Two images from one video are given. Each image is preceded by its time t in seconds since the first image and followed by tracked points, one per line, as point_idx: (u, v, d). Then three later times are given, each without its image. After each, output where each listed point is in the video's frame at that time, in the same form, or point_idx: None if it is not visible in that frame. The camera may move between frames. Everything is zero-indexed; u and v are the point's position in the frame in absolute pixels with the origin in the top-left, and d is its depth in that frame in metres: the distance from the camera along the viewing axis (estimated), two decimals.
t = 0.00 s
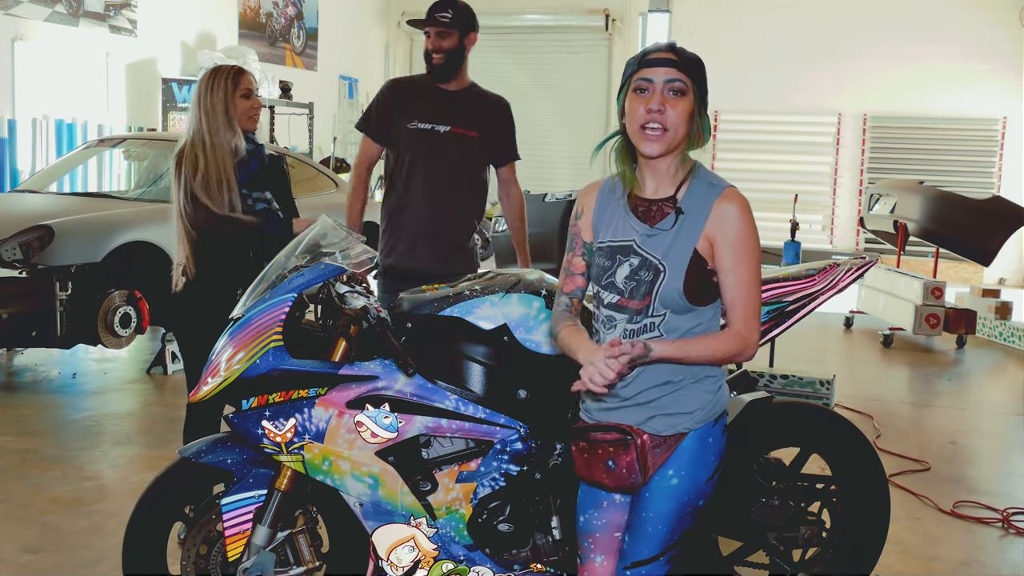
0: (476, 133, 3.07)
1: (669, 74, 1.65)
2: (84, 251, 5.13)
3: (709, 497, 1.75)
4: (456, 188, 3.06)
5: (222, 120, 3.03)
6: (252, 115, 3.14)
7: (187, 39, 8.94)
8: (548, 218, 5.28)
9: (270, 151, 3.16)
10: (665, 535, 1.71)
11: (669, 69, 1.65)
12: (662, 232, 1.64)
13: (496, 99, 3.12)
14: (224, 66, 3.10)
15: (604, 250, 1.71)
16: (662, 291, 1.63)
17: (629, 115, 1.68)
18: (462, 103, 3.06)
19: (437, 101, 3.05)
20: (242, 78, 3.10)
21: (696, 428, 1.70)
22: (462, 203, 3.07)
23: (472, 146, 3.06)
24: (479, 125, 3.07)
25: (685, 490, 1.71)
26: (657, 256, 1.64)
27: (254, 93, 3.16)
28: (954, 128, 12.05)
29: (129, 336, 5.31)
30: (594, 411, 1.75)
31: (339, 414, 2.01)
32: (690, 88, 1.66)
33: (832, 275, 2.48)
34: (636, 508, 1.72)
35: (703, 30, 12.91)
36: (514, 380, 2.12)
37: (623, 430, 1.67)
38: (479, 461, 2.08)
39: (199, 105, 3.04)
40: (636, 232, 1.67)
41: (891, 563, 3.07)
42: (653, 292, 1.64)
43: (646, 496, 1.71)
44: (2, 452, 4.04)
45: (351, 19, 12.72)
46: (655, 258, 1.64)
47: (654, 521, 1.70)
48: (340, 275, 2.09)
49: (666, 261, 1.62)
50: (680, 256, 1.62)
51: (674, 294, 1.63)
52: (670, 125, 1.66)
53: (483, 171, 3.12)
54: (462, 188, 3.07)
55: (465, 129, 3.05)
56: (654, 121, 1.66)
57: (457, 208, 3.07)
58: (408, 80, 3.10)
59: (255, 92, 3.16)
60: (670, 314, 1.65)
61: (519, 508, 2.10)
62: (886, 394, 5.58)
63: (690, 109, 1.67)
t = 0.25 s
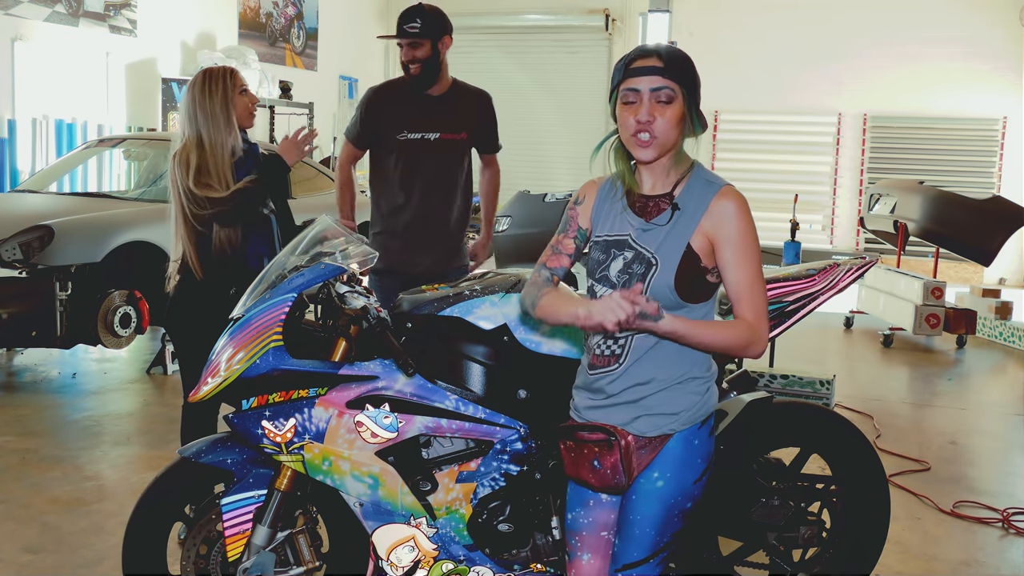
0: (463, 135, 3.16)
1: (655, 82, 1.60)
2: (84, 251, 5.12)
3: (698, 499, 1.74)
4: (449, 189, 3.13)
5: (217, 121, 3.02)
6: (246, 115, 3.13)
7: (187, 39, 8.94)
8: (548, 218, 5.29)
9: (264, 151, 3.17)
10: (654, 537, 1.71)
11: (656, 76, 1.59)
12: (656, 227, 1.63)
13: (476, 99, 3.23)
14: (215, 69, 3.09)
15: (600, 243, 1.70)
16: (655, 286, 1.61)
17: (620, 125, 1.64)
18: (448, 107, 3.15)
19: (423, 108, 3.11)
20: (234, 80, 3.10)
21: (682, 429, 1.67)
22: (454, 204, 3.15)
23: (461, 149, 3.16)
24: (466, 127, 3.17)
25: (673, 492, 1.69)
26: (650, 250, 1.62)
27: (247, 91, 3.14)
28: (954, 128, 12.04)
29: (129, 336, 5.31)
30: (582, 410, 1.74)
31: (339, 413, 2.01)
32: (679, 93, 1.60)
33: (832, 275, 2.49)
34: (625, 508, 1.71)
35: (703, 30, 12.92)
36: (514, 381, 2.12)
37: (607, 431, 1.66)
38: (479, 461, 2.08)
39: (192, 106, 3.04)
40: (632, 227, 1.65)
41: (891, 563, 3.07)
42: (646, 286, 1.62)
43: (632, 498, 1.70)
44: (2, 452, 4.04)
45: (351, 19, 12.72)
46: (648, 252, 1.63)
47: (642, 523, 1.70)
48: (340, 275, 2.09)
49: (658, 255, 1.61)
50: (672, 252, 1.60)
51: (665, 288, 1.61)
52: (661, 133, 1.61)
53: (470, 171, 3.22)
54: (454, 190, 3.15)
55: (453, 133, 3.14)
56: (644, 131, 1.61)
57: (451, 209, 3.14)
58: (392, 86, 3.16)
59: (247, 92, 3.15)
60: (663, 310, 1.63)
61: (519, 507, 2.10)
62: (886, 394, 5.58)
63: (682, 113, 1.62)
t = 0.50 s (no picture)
0: (456, 136, 3.17)
1: (654, 88, 1.58)
2: (84, 251, 5.12)
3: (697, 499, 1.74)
4: (444, 190, 3.14)
5: (217, 122, 3.00)
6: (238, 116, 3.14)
7: (187, 39, 8.94)
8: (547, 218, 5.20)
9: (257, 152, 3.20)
10: (653, 537, 1.71)
11: (655, 83, 1.58)
12: (657, 225, 1.61)
13: (466, 97, 3.23)
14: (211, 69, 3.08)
15: (603, 240, 1.68)
16: (653, 283, 1.60)
17: (623, 132, 1.63)
18: (440, 109, 3.16)
19: (413, 113, 3.12)
20: (230, 81, 3.10)
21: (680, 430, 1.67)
22: (451, 204, 3.16)
23: (453, 149, 3.16)
24: (459, 129, 3.18)
25: (672, 492, 1.69)
26: (650, 248, 1.61)
27: (241, 91, 3.15)
28: (954, 128, 12.04)
29: (129, 336, 5.33)
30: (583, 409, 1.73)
31: (339, 414, 2.01)
32: (679, 97, 1.59)
33: (832, 276, 2.56)
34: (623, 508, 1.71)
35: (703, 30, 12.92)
36: (514, 381, 2.12)
37: (607, 430, 1.66)
38: (479, 461, 2.08)
39: (188, 104, 3.01)
40: (633, 225, 1.64)
41: (891, 564, 3.07)
42: (643, 283, 1.61)
43: (631, 499, 1.70)
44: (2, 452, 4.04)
45: (351, 19, 12.72)
46: (647, 249, 1.61)
47: (641, 523, 1.70)
48: (340, 275, 2.09)
49: (657, 254, 1.59)
50: (671, 250, 1.58)
51: (664, 287, 1.59)
52: (664, 138, 1.60)
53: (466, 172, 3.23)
54: (449, 191, 3.15)
55: (446, 136, 3.15)
56: (649, 136, 1.60)
57: (447, 209, 3.15)
58: (380, 93, 3.17)
59: (239, 92, 3.15)
60: (661, 307, 1.61)
61: (519, 507, 2.09)
62: (886, 394, 5.58)
63: (683, 115, 1.61)
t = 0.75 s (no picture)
0: (462, 141, 3.20)
1: (656, 86, 1.58)
2: (84, 251, 5.11)
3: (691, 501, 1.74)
4: (450, 194, 3.20)
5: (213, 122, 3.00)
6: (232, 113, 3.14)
7: (187, 39, 8.94)
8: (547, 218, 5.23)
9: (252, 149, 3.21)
10: (647, 538, 1.71)
11: (657, 81, 1.57)
12: (645, 227, 1.62)
13: (472, 101, 3.26)
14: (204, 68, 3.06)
15: (600, 241, 1.72)
16: (639, 285, 1.63)
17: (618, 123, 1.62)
18: (444, 115, 3.20)
19: (417, 121, 3.19)
20: (224, 79, 3.08)
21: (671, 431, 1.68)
22: (459, 207, 3.20)
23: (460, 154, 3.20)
24: (464, 133, 3.21)
25: (665, 493, 1.70)
26: (636, 250, 1.63)
27: (235, 90, 3.15)
28: (954, 128, 12.04)
29: (129, 336, 5.32)
30: (580, 405, 1.76)
31: (339, 413, 2.01)
32: (680, 100, 1.58)
33: (832, 276, 2.57)
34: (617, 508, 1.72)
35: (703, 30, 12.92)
36: (514, 381, 2.12)
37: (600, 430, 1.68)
38: (480, 461, 2.08)
39: (185, 103, 3.01)
40: (623, 227, 1.66)
41: (891, 564, 3.07)
42: (631, 286, 1.64)
43: (624, 500, 1.70)
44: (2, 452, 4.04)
45: (351, 20, 12.72)
46: (634, 251, 1.64)
47: (635, 523, 1.70)
48: (340, 275, 2.09)
49: (643, 255, 1.62)
50: (658, 251, 1.60)
51: (650, 290, 1.62)
52: (658, 136, 1.59)
53: (475, 175, 3.26)
54: (456, 194, 3.20)
55: (451, 141, 3.19)
56: (643, 132, 1.59)
57: (455, 212, 3.20)
58: (385, 103, 3.26)
59: (233, 90, 3.15)
60: (650, 308, 1.63)
61: (519, 507, 2.09)
62: (886, 394, 5.58)
63: (681, 118, 1.60)
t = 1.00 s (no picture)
0: (476, 143, 3.33)
1: (639, 91, 1.57)
2: (85, 252, 5.12)
3: (689, 503, 1.77)
4: (466, 196, 3.31)
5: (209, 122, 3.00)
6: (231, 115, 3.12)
7: (187, 39, 8.94)
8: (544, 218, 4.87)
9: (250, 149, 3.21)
10: (644, 539, 1.75)
11: (640, 85, 1.57)
12: (642, 230, 1.65)
13: (483, 103, 3.38)
14: (202, 69, 3.05)
15: (604, 243, 1.75)
16: (634, 287, 1.66)
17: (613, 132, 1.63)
18: (457, 119, 3.32)
19: (432, 126, 3.30)
20: (222, 80, 3.06)
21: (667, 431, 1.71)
22: (476, 207, 3.32)
23: (475, 157, 3.33)
24: (477, 135, 3.33)
25: (660, 495, 1.73)
26: (633, 252, 1.66)
27: (235, 91, 3.14)
28: (954, 128, 12.04)
29: (129, 335, 5.36)
30: (583, 404, 1.80)
31: (339, 414, 2.01)
32: (666, 100, 1.58)
33: (832, 275, 2.56)
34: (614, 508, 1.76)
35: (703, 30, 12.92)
36: (514, 380, 2.12)
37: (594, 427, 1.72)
38: (479, 461, 2.08)
39: (182, 105, 3.00)
40: (622, 229, 1.70)
41: (891, 563, 3.07)
42: (626, 288, 1.67)
43: (621, 499, 1.74)
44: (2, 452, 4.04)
45: (351, 19, 12.72)
46: (630, 254, 1.67)
47: (631, 524, 1.75)
48: (340, 275, 2.08)
49: (638, 259, 1.64)
50: (652, 255, 1.63)
51: (644, 292, 1.64)
52: (648, 142, 1.59)
53: (491, 175, 3.37)
54: (471, 195, 3.32)
55: (465, 144, 3.31)
56: (634, 140, 1.60)
57: (471, 212, 3.31)
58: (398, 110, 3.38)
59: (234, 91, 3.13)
60: (644, 312, 1.67)
61: (519, 508, 2.09)
62: (886, 394, 5.58)
63: (671, 118, 1.59)
